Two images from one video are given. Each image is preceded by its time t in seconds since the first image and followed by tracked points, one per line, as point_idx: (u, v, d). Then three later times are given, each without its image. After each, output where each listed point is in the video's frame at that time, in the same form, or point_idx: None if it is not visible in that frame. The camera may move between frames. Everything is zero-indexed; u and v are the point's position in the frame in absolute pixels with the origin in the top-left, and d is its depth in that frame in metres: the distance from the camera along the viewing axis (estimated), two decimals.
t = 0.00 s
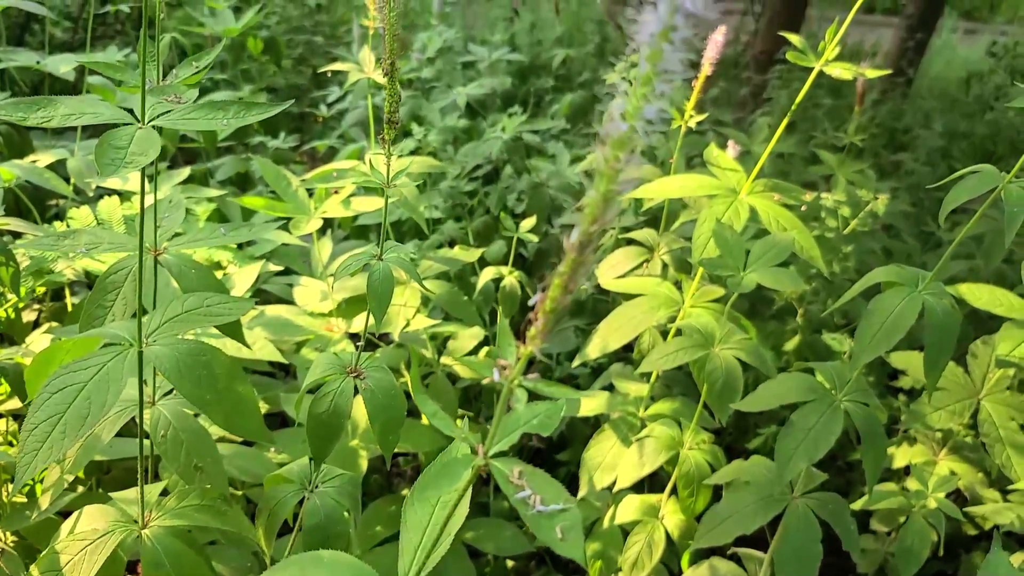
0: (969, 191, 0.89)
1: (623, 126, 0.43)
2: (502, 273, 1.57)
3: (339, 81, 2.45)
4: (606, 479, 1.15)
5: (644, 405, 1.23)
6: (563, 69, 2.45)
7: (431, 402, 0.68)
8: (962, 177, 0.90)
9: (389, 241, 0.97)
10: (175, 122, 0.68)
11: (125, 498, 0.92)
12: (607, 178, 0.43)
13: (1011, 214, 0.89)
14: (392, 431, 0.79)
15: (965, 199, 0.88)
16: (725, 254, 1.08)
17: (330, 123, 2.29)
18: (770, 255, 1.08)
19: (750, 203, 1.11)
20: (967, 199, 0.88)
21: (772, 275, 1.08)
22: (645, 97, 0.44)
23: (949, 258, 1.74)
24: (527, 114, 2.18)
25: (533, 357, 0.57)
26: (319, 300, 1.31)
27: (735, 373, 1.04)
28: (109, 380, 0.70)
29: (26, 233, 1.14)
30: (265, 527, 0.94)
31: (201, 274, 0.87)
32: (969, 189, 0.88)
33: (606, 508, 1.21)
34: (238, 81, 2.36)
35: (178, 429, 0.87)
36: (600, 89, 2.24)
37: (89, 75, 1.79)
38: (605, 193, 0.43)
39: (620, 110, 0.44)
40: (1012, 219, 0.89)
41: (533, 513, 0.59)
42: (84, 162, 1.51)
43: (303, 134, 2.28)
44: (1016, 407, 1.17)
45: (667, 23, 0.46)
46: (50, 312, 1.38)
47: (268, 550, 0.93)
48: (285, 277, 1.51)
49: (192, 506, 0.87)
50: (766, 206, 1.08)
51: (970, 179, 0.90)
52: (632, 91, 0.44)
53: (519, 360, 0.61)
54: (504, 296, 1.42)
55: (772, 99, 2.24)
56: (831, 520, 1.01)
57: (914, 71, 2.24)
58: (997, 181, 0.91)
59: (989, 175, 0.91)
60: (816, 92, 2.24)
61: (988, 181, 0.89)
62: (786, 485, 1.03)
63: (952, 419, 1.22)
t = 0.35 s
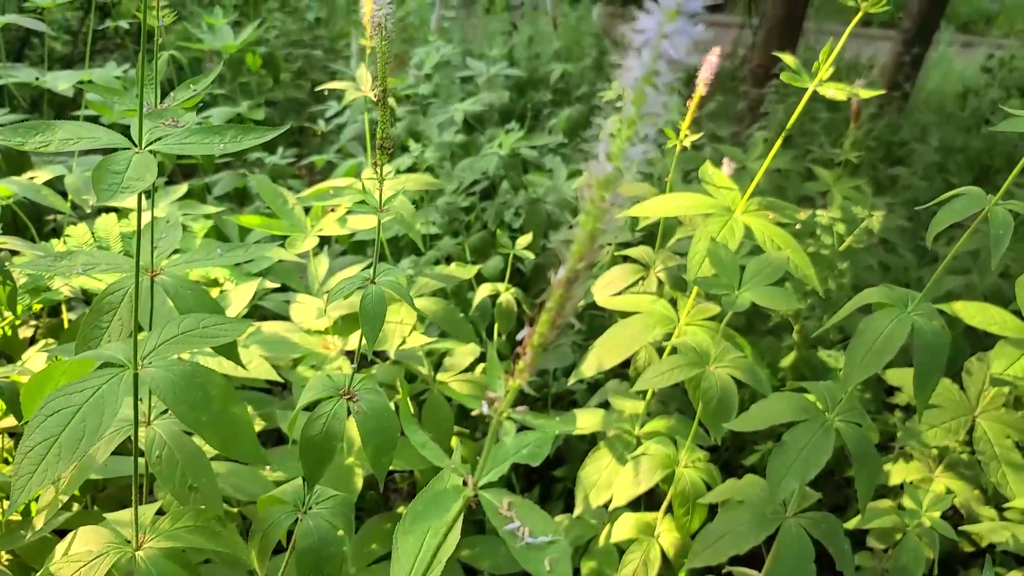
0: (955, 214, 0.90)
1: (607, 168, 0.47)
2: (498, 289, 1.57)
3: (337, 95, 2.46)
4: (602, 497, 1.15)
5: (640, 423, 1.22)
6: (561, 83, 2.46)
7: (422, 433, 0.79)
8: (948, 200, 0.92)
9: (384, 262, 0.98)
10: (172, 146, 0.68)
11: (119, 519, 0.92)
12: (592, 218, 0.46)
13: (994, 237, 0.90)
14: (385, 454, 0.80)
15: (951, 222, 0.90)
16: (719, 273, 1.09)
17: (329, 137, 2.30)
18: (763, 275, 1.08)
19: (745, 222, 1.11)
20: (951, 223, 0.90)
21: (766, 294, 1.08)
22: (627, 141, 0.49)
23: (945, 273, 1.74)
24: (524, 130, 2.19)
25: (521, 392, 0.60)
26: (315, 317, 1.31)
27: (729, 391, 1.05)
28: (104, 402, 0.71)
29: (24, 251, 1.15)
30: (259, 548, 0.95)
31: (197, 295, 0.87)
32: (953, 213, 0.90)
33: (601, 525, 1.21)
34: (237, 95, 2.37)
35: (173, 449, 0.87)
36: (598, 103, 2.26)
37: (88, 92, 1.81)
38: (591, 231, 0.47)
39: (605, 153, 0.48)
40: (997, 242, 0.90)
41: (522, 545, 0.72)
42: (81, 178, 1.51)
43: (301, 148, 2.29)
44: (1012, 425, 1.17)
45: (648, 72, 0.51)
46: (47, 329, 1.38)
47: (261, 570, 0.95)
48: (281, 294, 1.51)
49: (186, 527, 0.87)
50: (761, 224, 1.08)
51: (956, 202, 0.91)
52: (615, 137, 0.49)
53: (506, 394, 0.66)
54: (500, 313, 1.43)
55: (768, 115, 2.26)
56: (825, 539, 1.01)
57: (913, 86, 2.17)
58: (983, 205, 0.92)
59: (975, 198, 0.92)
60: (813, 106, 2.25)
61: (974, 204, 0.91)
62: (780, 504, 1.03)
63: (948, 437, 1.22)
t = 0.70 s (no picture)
0: (945, 239, 0.91)
1: (590, 205, 0.48)
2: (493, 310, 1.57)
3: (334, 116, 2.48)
4: (597, 520, 1.14)
5: (634, 445, 1.22)
6: (556, 103, 2.48)
7: (409, 466, 0.78)
8: (938, 225, 0.92)
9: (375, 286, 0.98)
10: (164, 175, 0.69)
11: (110, 546, 0.92)
12: (576, 254, 0.50)
13: (983, 261, 0.92)
14: (377, 482, 0.80)
15: (940, 248, 0.90)
16: (712, 296, 1.09)
17: (325, 157, 2.31)
18: (756, 298, 1.08)
19: (738, 244, 1.11)
20: (942, 249, 0.91)
21: (759, 317, 1.08)
22: (610, 181, 0.48)
23: (940, 291, 1.74)
24: (519, 151, 2.20)
25: (508, 423, 0.64)
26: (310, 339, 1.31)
27: (723, 415, 1.05)
28: (94, 431, 0.71)
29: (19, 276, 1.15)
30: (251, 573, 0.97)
31: (190, 322, 0.89)
32: (943, 237, 0.91)
33: (597, 548, 1.20)
34: (233, 116, 2.38)
35: (165, 476, 0.87)
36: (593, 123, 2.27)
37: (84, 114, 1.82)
38: (575, 269, 0.50)
39: (588, 190, 0.49)
40: (987, 266, 0.91)
41: None
42: (77, 200, 1.51)
43: (299, 169, 2.31)
44: (1007, 445, 1.17)
45: (630, 110, 0.48)
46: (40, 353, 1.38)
47: None
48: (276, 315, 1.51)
49: (177, 556, 0.87)
50: (754, 247, 1.09)
51: (947, 227, 0.92)
52: (597, 176, 0.48)
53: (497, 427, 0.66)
54: (494, 334, 1.43)
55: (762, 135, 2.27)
56: (820, 564, 1.01)
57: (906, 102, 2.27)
58: (973, 229, 0.93)
59: (965, 223, 0.93)
60: (807, 125, 2.26)
61: (964, 229, 0.92)
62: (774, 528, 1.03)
63: (943, 458, 1.22)
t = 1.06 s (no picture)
0: (931, 261, 0.93)
1: (568, 239, 0.49)
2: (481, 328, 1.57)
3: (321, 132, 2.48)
4: (585, 541, 1.14)
5: (622, 464, 1.22)
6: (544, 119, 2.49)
7: (391, 498, 0.80)
8: (924, 249, 0.94)
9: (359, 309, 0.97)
10: (144, 202, 0.69)
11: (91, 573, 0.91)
12: (555, 287, 0.50)
13: (969, 284, 0.92)
14: (361, 507, 0.80)
15: (927, 270, 0.92)
16: (698, 316, 1.09)
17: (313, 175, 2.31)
18: (742, 317, 1.09)
19: (723, 262, 1.12)
20: (927, 271, 0.92)
21: (744, 337, 1.09)
22: (588, 215, 0.48)
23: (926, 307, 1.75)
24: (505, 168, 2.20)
25: (489, 455, 0.64)
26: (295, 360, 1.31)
27: (710, 435, 1.05)
28: (74, 460, 0.70)
29: None
30: None
31: (173, 346, 0.88)
32: (930, 260, 0.92)
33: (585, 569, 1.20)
34: (220, 134, 2.38)
35: (147, 502, 0.86)
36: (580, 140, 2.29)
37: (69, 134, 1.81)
38: (554, 301, 0.50)
39: (566, 223, 0.49)
40: (972, 288, 0.92)
41: None
42: (60, 219, 1.50)
43: (286, 185, 2.30)
44: (993, 462, 1.17)
45: (607, 147, 0.48)
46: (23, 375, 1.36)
47: None
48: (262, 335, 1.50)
49: None
50: (740, 266, 1.10)
51: (933, 250, 0.93)
52: (576, 210, 0.48)
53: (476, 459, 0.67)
54: (481, 353, 1.42)
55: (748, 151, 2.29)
56: None
57: (891, 117, 2.30)
58: (958, 252, 0.95)
59: (950, 245, 0.94)
60: (791, 142, 2.29)
61: (949, 252, 0.93)
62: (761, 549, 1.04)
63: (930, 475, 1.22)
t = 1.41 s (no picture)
0: (917, 279, 0.94)
1: (551, 266, 0.48)
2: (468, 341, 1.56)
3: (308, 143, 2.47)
4: (572, 556, 1.13)
5: (609, 478, 1.21)
6: (531, 130, 2.49)
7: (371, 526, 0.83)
8: (913, 264, 0.95)
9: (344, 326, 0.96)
10: (125, 219, 0.68)
11: None
12: (539, 313, 0.49)
13: (955, 301, 0.93)
14: (345, 529, 0.79)
15: (915, 286, 0.93)
16: (685, 330, 1.09)
17: (300, 185, 2.30)
18: (728, 331, 1.09)
19: (710, 276, 1.12)
20: (914, 288, 0.93)
21: (731, 351, 1.08)
22: (572, 240, 0.48)
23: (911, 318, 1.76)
24: (492, 180, 2.20)
25: (473, 482, 0.63)
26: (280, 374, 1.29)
27: (697, 450, 1.05)
28: (53, 481, 0.69)
29: None
30: None
31: (156, 364, 0.87)
32: (916, 277, 0.93)
33: None
34: (206, 144, 2.37)
35: (128, 521, 0.85)
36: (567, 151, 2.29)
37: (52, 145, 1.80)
38: (538, 327, 0.49)
39: (549, 250, 0.49)
40: (958, 305, 0.93)
41: None
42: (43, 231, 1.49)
43: (273, 196, 2.29)
44: (979, 475, 1.18)
45: (591, 171, 0.48)
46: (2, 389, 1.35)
47: None
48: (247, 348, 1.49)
49: None
50: (727, 280, 1.10)
51: (919, 267, 0.95)
52: (559, 235, 0.48)
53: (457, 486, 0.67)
54: (468, 366, 1.41)
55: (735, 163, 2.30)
56: None
57: (876, 129, 2.32)
58: (944, 269, 0.96)
59: (936, 263, 0.95)
60: (777, 153, 2.30)
61: (934, 269, 0.94)
62: (749, 564, 1.03)
63: (916, 488, 1.22)
